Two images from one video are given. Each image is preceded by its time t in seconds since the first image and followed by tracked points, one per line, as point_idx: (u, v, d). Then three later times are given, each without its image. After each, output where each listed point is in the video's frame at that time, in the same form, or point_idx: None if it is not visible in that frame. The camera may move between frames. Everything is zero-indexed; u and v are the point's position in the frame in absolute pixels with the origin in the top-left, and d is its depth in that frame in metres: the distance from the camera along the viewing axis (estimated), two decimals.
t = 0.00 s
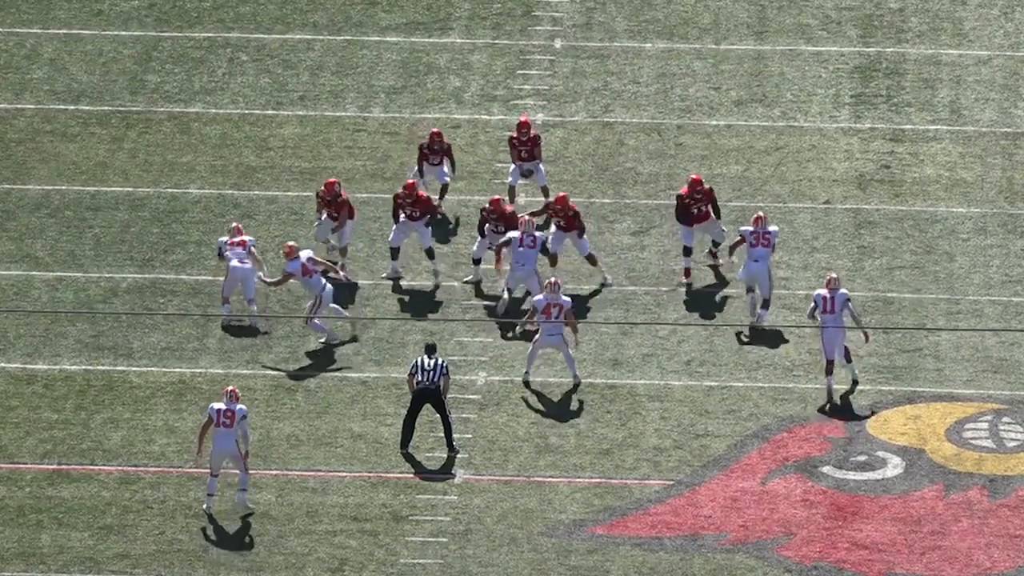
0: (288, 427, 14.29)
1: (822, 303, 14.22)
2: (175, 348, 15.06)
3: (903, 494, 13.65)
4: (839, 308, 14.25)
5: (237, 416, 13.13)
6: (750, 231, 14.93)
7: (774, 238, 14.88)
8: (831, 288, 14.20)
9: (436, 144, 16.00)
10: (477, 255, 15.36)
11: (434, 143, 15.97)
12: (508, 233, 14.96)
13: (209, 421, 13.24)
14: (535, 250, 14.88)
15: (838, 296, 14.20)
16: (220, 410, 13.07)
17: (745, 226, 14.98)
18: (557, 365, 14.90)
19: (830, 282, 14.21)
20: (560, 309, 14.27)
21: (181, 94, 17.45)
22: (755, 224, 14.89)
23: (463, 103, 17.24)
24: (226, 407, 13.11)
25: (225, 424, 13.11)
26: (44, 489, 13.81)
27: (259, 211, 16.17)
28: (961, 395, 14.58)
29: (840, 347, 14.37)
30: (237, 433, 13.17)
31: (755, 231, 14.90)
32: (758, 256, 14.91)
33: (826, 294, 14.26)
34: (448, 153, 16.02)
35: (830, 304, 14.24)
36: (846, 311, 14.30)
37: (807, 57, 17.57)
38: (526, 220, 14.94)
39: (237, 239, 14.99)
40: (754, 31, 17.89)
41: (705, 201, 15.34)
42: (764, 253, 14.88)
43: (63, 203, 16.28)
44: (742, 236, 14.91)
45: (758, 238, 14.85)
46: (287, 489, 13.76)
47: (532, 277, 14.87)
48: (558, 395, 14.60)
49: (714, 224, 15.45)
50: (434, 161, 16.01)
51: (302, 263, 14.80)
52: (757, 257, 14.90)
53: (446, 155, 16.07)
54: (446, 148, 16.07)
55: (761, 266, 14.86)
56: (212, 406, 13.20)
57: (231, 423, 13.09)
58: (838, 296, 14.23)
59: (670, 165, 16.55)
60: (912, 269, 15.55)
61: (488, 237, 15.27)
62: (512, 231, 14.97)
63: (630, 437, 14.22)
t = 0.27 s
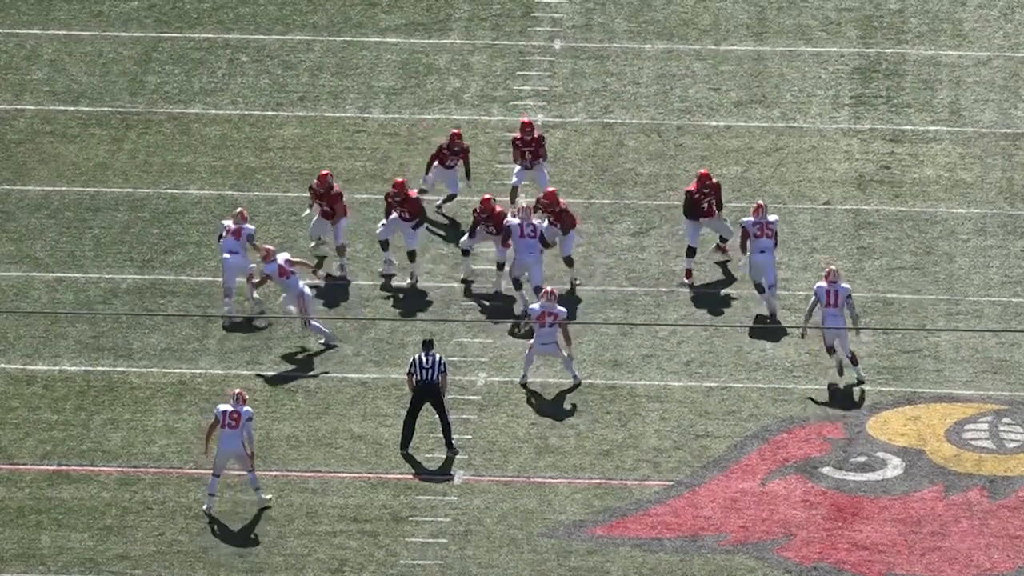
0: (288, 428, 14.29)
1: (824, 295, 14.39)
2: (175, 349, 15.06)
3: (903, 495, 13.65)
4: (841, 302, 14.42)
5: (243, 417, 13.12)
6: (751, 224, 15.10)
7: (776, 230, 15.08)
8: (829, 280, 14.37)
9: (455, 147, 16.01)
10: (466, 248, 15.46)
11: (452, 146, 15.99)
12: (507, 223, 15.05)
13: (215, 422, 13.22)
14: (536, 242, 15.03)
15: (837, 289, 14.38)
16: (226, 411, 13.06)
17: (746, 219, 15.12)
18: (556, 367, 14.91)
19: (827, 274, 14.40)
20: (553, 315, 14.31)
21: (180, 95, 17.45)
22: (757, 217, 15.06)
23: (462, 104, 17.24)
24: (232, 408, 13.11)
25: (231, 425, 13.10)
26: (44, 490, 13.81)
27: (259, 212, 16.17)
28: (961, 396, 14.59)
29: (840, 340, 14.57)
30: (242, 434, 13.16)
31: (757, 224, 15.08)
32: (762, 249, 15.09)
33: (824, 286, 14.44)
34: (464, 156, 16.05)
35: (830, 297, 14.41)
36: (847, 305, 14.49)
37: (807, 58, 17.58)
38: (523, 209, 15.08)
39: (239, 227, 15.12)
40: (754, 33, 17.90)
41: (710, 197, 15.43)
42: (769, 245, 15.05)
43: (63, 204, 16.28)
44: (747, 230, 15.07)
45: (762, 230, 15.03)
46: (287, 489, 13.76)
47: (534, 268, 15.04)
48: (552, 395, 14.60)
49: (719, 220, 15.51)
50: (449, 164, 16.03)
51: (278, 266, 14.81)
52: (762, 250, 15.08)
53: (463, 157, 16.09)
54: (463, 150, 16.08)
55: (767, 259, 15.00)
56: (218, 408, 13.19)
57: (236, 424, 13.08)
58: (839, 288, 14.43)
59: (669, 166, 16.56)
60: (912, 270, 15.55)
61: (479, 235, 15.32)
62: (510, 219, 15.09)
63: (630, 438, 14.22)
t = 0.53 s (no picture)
0: (288, 430, 14.30)
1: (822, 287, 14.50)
2: (175, 351, 15.07)
3: (903, 497, 13.65)
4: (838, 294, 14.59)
5: (250, 421, 13.13)
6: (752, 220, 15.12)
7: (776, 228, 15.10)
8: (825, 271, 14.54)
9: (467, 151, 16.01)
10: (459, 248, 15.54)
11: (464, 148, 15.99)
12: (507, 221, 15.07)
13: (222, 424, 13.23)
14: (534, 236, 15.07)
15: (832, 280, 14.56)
16: (234, 415, 13.06)
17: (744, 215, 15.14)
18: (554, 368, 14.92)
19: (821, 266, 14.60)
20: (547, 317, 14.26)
21: (180, 97, 17.45)
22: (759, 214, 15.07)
23: (462, 106, 17.23)
24: (240, 412, 13.11)
25: (237, 429, 13.11)
26: (44, 491, 13.80)
27: (259, 214, 16.17)
28: (961, 397, 14.60)
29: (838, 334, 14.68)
30: (248, 438, 13.17)
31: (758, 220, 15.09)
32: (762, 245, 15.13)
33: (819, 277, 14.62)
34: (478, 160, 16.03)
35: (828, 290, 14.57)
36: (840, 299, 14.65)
37: (806, 60, 17.60)
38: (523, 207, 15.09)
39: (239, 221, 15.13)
40: (753, 34, 17.92)
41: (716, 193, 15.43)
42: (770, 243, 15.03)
43: (63, 206, 16.28)
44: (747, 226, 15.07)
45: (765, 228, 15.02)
46: (286, 490, 13.75)
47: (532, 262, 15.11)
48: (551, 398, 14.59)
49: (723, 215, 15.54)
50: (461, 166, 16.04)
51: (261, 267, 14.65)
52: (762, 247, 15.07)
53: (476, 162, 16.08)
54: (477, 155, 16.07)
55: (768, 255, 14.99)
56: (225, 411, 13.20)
57: (243, 428, 13.09)
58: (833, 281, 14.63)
59: (669, 167, 16.55)
60: (912, 271, 15.53)
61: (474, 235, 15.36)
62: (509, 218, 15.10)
63: (630, 439, 14.23)
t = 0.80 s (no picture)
0: (292, 427, 14.60)
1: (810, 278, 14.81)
2: (182, 349, 15.38)
3: (895, 493, 13.95)
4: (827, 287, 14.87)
5: (268, 416, 13.42)
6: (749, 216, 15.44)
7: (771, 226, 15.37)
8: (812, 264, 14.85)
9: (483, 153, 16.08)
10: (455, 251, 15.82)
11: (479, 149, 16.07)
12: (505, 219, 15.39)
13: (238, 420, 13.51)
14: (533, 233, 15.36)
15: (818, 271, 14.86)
16: (252, 411, 13.34)
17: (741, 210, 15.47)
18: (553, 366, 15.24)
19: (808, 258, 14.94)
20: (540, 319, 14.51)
21: (186, 100, 17.75)
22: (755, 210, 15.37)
23: (463, 109, 17.58)
24: (258, 408, 13.39)
25: (255, 424, 13.40)
26: (54, 488, 14.10)
27: (263, 215, 16.47)
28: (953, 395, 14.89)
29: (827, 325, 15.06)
30: (265, 432, 13.46)
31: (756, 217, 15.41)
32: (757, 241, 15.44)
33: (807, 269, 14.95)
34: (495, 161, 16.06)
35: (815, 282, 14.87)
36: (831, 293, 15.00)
37: (802, 63, 17.94)
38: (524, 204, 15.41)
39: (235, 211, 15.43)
40: (750, 38, 18.28)
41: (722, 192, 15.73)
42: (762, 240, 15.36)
43: (71, 206, 16.57)
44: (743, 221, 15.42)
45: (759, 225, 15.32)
46: (292, 486, 14.05)
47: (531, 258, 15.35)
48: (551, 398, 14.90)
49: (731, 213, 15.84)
50: (478, 169, 16.09)
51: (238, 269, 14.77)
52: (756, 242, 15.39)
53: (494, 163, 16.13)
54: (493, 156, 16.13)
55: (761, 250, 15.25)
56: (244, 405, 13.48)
57: (260, 423, 13.37)
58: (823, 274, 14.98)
59: (667, 169, 16.85)
60: (906, 272, 15.81)
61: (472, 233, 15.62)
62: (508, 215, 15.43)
63: (628, 436, 14.54)
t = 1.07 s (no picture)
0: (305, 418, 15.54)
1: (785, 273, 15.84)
2: (201, 345, 16.34)
3: (873, 480, 14.86)
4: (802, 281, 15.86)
5: (293, 403, 14.36)
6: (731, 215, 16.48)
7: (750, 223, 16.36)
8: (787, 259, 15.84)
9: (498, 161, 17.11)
10: (455, 249, 16.93)
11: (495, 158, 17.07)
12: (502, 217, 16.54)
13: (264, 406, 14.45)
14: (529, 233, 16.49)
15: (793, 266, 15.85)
16: (280, 399, 14.28)
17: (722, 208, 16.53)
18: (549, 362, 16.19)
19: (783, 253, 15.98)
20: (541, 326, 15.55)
21: (205, 110, 18.85)
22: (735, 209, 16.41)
23: (466, 119, 18.66)
24: (283, 395, 14.32)
25: (281, 411, 14.35)
26: (80, 475, 14.98)
27: (277, 219, 17.54)
28: (927, 387, 15.83)
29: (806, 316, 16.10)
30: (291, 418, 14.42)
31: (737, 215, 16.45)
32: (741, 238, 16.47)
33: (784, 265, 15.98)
34: (509, 170, 17.03)
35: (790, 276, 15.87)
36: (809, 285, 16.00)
37: (784, 76, 19.06)
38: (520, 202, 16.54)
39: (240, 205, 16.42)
40: (736, 52, 19.41)
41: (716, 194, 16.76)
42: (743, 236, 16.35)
43: (97, 211, 17.61)
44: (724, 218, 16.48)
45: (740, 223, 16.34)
46: (304, 474, 14.97)
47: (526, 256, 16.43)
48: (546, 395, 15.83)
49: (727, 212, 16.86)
50: (495, 178, 17.11)
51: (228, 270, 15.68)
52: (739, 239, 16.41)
53: (510, 171, 17.14)
54: (507, 165, 17.15)
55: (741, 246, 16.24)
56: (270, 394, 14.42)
57: (286, 410, 14.33)
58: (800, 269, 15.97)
59: (658, 176, 17.92)
60: (882, 272, 16.83)
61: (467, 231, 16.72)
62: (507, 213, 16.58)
63: (621, 427, 15.50)
